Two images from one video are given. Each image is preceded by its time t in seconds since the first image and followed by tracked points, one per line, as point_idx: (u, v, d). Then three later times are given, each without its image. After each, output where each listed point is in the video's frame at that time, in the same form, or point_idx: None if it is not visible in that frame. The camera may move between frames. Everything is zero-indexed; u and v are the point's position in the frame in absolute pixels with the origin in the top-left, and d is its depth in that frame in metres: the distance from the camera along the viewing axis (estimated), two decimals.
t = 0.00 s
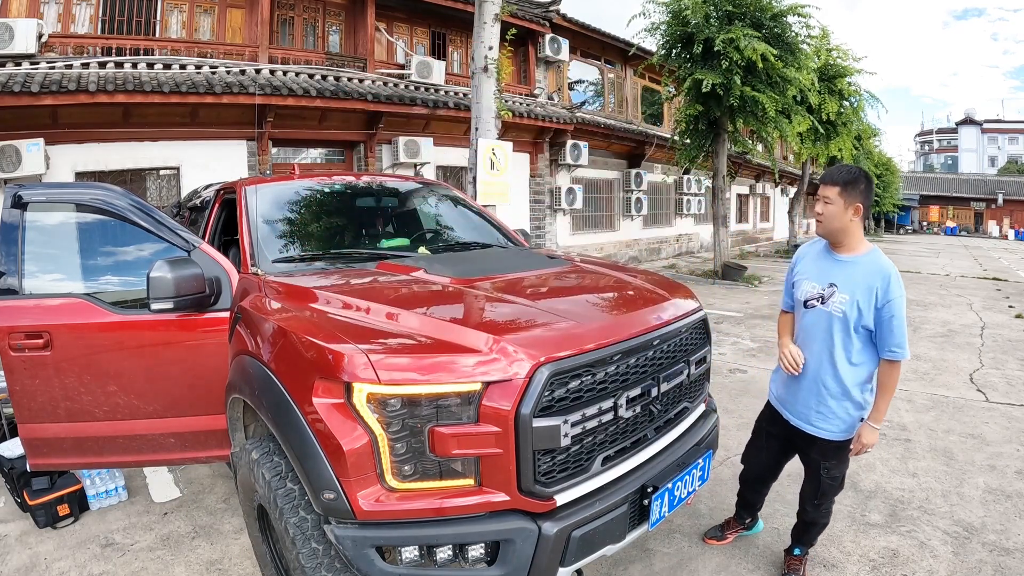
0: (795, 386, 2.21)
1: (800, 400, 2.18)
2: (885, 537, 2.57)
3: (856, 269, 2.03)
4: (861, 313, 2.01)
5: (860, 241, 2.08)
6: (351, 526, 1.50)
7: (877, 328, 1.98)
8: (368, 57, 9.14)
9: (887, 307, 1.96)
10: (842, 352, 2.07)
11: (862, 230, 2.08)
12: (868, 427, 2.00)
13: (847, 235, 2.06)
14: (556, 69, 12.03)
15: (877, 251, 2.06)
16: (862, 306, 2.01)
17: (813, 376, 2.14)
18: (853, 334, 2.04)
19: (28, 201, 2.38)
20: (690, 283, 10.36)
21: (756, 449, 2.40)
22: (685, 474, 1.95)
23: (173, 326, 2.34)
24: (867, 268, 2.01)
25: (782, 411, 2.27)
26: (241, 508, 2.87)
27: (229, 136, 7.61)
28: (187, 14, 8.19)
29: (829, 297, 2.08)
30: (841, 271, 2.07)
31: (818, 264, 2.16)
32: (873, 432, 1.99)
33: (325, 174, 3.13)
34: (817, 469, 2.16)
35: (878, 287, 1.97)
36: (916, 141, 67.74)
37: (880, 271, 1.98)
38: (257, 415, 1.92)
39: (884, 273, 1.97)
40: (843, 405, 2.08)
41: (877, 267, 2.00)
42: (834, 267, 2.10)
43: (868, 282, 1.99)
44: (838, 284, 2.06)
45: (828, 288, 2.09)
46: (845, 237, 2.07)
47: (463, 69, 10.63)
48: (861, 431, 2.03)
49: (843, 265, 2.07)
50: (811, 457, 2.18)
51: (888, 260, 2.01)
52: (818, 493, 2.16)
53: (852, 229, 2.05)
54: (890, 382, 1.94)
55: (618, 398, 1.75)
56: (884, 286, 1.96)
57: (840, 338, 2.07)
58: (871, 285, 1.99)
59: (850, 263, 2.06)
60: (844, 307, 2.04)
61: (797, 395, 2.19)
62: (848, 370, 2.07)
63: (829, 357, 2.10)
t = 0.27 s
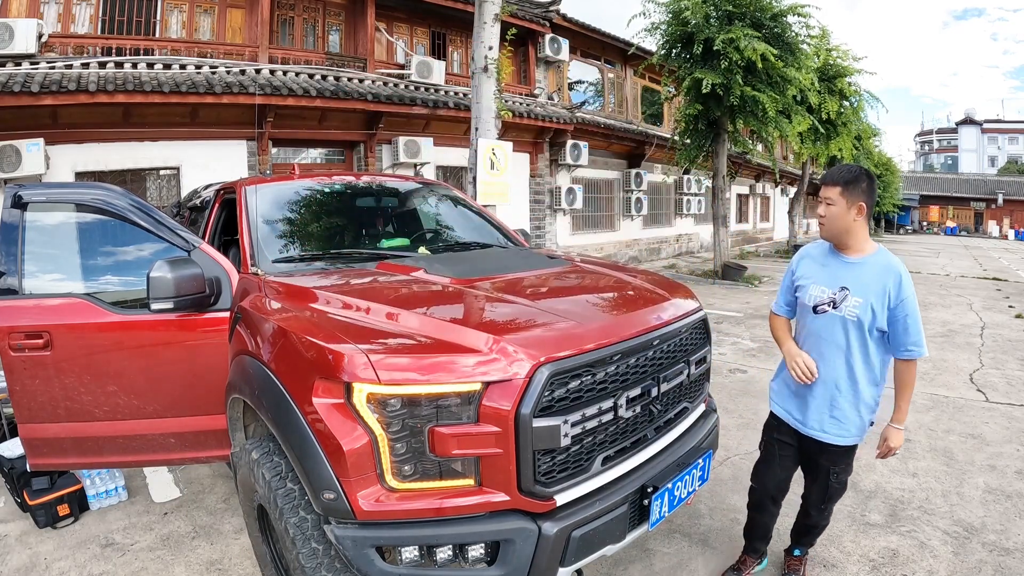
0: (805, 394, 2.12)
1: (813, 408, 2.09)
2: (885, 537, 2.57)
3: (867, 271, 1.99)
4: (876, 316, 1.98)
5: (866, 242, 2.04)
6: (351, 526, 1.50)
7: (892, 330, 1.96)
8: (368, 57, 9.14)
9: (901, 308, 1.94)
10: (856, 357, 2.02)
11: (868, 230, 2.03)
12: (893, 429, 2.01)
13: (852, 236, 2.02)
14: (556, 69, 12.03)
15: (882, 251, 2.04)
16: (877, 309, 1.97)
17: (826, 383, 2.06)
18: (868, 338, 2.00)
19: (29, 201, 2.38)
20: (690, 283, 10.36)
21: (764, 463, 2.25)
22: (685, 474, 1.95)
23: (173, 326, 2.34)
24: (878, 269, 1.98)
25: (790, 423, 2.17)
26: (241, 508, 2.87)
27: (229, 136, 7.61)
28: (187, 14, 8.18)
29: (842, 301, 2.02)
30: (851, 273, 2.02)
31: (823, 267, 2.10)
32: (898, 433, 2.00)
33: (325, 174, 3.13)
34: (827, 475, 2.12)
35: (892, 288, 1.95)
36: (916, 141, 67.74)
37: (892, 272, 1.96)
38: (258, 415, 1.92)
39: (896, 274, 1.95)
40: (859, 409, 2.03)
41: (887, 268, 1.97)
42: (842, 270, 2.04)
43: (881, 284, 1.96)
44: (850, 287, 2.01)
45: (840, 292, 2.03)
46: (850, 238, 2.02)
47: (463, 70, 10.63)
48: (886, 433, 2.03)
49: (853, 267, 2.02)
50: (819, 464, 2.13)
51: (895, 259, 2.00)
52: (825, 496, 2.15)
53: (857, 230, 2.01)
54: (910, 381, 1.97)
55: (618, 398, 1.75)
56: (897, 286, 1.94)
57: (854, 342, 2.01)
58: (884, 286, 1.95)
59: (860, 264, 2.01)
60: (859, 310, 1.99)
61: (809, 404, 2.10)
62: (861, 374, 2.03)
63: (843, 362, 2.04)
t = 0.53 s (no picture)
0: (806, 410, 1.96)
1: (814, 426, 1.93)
2: (885, 537, 2.57)
3: (869, 278, 1.84)
4: (880, 326, 1.83)
5: (862, 248, 1.90)
6: (351, 526, 1.50)
7: (896, 340, 1.83)
8: (368, 57, 9.14)
9: (906, 316, 1.81)
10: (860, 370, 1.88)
11: (864, 236, 1.89)
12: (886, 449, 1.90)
13: (852, 243, 1.87)
14: (556, 69, 12.03)
15: (879, 258, 1.90)
16: (881, 319, 1.83)
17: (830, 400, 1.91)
18: (871, 349, 1.86)
19: (29, 201, 2.38)
20: (690, 283, 10.37)
21: (768, 487, 2.03)
22: (685, 474, 1.95)
23: (173, 326, 2.34)
24: (878, 275, 1.84)
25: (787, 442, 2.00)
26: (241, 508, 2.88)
27: (229, 136, 7.61)
28: (187, 14, 8.18)
29: (846, 311, 1.86)
30: (853, 281, 1.86)
31: (822, 274, 1.92)
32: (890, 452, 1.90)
33: (325, 174, 3.13)
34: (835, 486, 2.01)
35: (895, 296, 1.81)
36: (916, 141, 67.74)
37: (894, 279, 1.82)
38: (257, 415, 1.92)
39: (898, 281, 1.82)
40: (860, 424, 1.91)
41: (887, 274, 1.84)
42: (843, 277, 1.88)
43: (884, 292, 1.82)
44: (853, 296, 1.85)
45: (842, 301, 1.87)
46: (850, 245, 1.87)
47: (463, 70, 10.63)
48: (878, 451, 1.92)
49: (854, 275, 1.86)
50: (828, 478, 1.97)
51: (893, 265, 1.86)
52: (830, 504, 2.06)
53: (856, 236, 1.86)
54: (901, 397, 1.84)
55: (618, 398, 1.75)
56: (900, 293, 1.81)
57: (858, 354, 1.87)
58: (888, 294, 1.82)
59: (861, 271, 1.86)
60: (863, 321, 1.84)
61: (810, 422, 1.94)
62: (863, 387, 1.89)
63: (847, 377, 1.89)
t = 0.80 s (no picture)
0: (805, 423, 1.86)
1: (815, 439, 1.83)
2: (885, 537, 2.58)
3: (865, 276, 1.74)
4: (880, 326, 1.74)
5: (852, 245, 1.79)
6: (351, 526, 1.50)
7: (896, 339, 1.73)
8: (368, 57, 9.14)
9: (904, 314, 1.72)
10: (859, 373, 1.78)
11: (853, 232, 1.79)
12: (871, 445, 1.79)
13: (841, 241, 1.76)
14: (556, 69, 12.03)
15: (869, 253, 1.80)
16: (879, 318, 1.73)
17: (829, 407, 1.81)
18: (872, 350, 1.76)
19: (28, 201, 2.38)
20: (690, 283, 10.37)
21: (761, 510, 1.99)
22: (685, 474, 1.95)
23: (173, 326, 2.34)
24: (874, 272, 1.74)
25: (788, 459, 1.90)
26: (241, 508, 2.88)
27: (229, 136, 7.61)
28: (187, 14, 8.18)
29: (843, 313, 1.76)
30: (848, 281, 1.76)
31: (813, 276, 1.82)
32: (876, 451, 1.79)
33: (325, 174, 3.13)
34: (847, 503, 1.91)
35: (893, 293, 1.72)
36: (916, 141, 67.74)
37: (889, 274, 1.73)
38: (257, 415, 1.92)
39: (892, 276, 1.73)
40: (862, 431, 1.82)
41: (882, 270, 1.75)
42: (836, 277, 1.78)
43: (880, 290, 1.73)
44: (850, 296, 1.75)
45: (838, 303, 1.77)
46: (839, 244, 1.76)
47: (463, 69, 10.63)
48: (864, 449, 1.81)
49: (848, 273, 1.76)
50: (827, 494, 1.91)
51: (885, 260, 1.77)
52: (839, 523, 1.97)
53: (845, 234, 1.76)
54: (896, 395, 1.76)
55: (618, 398, 1.75)
56: (897, 290, 1.72)
57: (859, 358, 1.76)
58: (885, 291, 1.72)
59: (855, 270, 1.76)
60: (862, 321, 1.73)
61: (811, 435, 1.84)
62: (864, 391, 1.80)
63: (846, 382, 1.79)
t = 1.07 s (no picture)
0: (797, 432, 1.76)
1: (807, 448, 1.74)
2: (885, 537, 2.57)
3: (851, 276, 1.66)
4: (870, 327, 1.64)
5: (843, 244, 1.72)
6: (351, 526, 1.50)
7: (890, 340, 1.63)
8: (368, 57, 9.14)
9: (896, 315, 1.62)
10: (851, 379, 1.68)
11: (843, 231, 1.72)
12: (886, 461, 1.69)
13: (831, 241, 1.70)
14: (556, 69, 12.03)
15: (860, 251, 1.73)
16: (869, 319, 1.64)
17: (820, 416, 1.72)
18: (864, 353, 1.66)
19: (28, 201, 2.38)
20: (690, 283, 10.37)
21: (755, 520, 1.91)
22: (685, 474, 1.95)
23: (173, 326, 2.34)
24: (860, 272, 1.66)
25: (782, 471, 1.80)
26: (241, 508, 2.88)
27: (229, 136, 7.61)
28: (187, 14, 8.18)
29: (828, 315, 1.68)
30: (833, 281, 1.68)
31: (797, 278, 1.75)
32: (897, 467, 1.70)
33: (325, 174, 3.13)
34: (853, 528, 1.75)
35: (883, 292, 1.63)
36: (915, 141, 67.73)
37: (876, 274, 1.65)
38: (257, 415, 1.92)
39: (881, 275, 1.65)
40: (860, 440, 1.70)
41: (870, 270, 1.66)
42: (820, 278, 1.70)
43: (869, 289, 1.64)
44: (835, 297, 1.67)
45: (823, 304, 1.69)
46: (829, 244, 1.70)
47: (463, 69, 10.63)
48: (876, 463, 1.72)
49: (833, 274, 1.69)
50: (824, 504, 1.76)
51: (875, 258, 1.69)
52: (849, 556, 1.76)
53: (834, 233, 1.69)
54: (905, 403, 1.65)
55: (618, 398, 1.75)
56: (887, 289, 1.63)
57: (850, 362, 1.67)
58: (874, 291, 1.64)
59: (840, 270, 1.69)
60: (849, 323, 1.65)
61: (802, 444, 1.75)
62: (860, 398, 1.69)
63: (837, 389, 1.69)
